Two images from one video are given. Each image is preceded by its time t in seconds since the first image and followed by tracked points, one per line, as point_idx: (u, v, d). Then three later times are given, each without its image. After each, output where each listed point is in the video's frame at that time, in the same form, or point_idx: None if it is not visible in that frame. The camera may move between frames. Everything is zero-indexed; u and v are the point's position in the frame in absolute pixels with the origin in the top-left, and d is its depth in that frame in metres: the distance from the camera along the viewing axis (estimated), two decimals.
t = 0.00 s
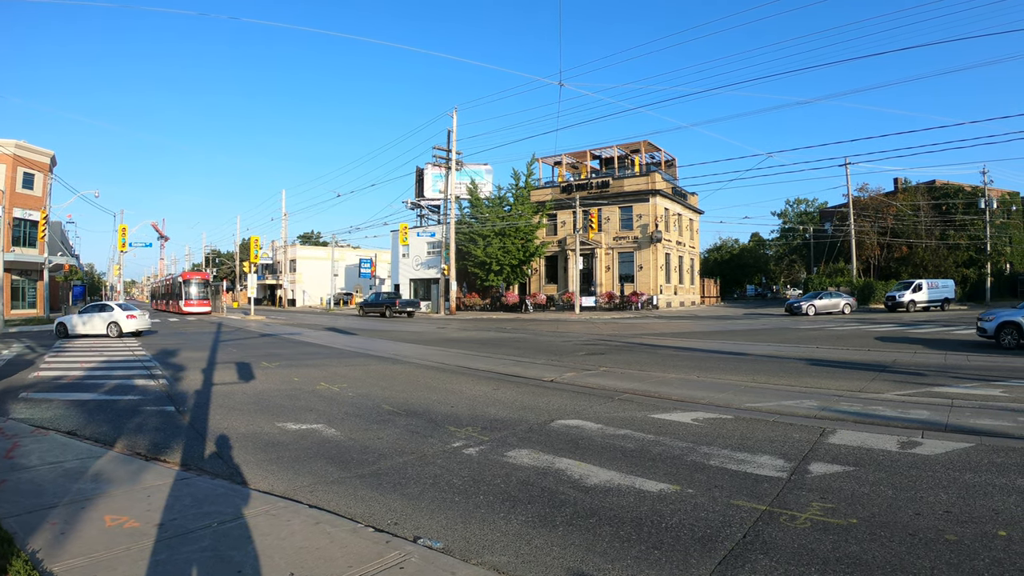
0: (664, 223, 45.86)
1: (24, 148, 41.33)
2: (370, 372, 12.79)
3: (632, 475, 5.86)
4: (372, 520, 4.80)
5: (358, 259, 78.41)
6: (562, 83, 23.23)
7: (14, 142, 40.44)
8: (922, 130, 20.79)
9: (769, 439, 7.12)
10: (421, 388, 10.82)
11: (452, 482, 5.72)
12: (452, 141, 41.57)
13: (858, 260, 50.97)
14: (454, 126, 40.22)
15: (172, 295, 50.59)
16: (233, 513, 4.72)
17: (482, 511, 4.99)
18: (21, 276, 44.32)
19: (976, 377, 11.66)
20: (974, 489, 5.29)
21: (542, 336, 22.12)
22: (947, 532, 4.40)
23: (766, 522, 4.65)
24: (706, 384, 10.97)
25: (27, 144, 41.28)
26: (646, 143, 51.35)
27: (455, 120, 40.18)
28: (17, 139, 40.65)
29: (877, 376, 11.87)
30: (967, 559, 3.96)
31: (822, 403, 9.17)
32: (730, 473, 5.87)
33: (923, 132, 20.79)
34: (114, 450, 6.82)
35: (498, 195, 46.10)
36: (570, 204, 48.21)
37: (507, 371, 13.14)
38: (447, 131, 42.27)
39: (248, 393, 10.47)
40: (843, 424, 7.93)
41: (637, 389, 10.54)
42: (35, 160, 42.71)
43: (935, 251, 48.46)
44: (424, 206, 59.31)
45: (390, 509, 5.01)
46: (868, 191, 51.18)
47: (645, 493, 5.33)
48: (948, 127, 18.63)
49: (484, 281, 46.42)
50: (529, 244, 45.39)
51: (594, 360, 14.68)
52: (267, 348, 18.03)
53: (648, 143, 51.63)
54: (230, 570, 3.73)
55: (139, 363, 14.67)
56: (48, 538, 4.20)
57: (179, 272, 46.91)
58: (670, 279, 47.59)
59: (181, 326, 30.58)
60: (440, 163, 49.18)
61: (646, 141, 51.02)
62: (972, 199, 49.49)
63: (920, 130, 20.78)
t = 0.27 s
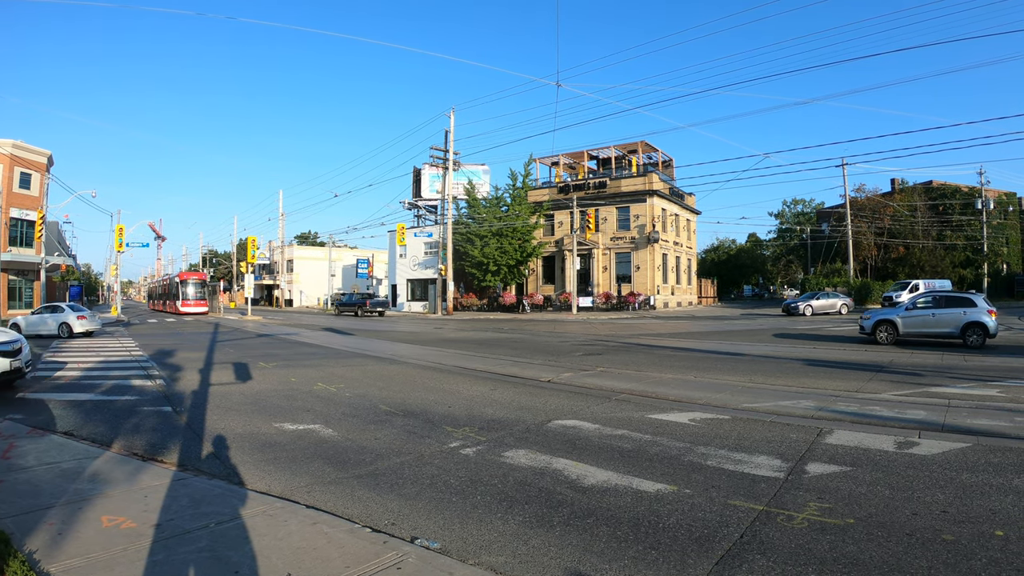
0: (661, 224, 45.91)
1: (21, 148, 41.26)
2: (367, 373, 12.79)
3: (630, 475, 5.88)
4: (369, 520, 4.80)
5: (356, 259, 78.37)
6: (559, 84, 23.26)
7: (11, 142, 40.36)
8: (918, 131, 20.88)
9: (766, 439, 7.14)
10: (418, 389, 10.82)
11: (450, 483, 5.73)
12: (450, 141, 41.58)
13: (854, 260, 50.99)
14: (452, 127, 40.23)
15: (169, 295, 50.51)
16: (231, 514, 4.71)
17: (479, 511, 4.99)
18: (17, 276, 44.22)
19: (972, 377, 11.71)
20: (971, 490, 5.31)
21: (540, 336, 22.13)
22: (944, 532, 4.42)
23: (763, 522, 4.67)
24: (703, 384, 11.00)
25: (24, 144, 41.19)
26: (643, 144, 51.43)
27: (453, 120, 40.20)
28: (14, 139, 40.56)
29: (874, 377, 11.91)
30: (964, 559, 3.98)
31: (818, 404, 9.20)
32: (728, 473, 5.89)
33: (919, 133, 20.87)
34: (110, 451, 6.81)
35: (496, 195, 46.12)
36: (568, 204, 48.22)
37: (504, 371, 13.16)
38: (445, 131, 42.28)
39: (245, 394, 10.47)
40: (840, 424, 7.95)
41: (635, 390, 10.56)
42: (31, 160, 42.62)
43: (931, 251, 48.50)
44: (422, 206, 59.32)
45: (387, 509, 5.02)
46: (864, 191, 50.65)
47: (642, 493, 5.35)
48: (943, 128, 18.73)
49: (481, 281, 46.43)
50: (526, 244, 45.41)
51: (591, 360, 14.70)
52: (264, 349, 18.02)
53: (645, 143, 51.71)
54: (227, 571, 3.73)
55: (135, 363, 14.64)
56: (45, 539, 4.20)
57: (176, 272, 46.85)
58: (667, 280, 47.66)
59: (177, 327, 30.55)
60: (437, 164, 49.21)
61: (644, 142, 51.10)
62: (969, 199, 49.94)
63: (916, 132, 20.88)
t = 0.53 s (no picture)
0: (660, 224, 45.98)
1: (19, 147, 41.20)
2: (365, 373, 12.81)
3: (627, 475, 5.89)
4: (367, 519, 4.81)
5: (354, 259, 78.40)
6: (557, 84, 23.38)
7: (9, 141, 40.29)
8: (915, 132, 20.97)
9: (764, 439, 7.16)
10: (416, 389, 10.83)
11: (448, 483, 5.73)
12: (448, 141, 41.60)
13: (853, 261, 51.32)
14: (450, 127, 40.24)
15: (167, 295, 50.47)
16: (228, 513, 4.72)
17: (477, 511, 5.00)
18: (15, 276, 44.15)
19: (971, 377, 11.74)
20: (969, 489, 5.33)
21: (538, 336, 22.18)
22: (941, 532, 4.44)
23: (761, 522, 4.68)
24: (701, 384, 11.02)
25: (22, 144, 41.14)
26: (642, 144, 51.51)
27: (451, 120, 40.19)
28: (12, 139, 40.51)
29: (872, 376, 11.93)
30: (963, 558, 3.99)
31: (816, 404, 9.22)
32: (725, 473, 5.91)
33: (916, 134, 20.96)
34: (108, 451, 6.81)
35: (494, 195, 46.12)
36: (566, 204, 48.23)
37: (502, 371, 13.17)
38: (443, 131, 42.29)
39: (243, 394, 10.46)
40: (838, 424, 7.96)
41: (632, 389, 10.59)
42: (29, 159, 42.56)
43: (930, 251, 48.40)
44: (420, 207, 59.34)
45: (385, 509, 5.02)
46: (863, 192, 50.84)
47: (640, 493, 5.36)
48: (942, 128, 18.79)
49: (479, 281, 46.43)
50: (524, 244, 45.42)
51: (590, 360, 14.73)
52: (262, 349, 18.02)
53: (644, 143, 51.80)
54: (225, 570, 3.74)
55: (133, 363, 14.64)
56: (43, 538, 4.20)
57: (174, 272, 46.81)
58: (665, 280, 47.72)
59: (176, 326, 30.53)
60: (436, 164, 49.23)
61: (642, 142, 51.17)
62: (968, 200, 49.97)
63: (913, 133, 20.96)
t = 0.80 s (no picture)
0: (658, 224, 46.03)
1: (17, 147, 41.14)
2: (364, 372, 12.81)
3: (626, 475, 5.89)
4: (365, 520, 4.81)
5: (353, 259, 78.39)
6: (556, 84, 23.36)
7: (7, 140, 40.24)
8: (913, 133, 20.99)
9: (762, 439, 7.17)
10: (415, 388, 10.84)
11: (446, 483, 5.74)
12: (447, 141, 41.60)
13: (852, 261, 51.51)
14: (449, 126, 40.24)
15: (165, 295, 50.42)
16: (227, 513, 4.71)
17: (475, 511, 5.01)
18: (13, 276, 44.06)
19: (969, 378, 11.76)
20: (967, 489, 5.35)
21: (537, 336, 22.19)
22: (940, 532, 4.45)
23: (759, 522, 4.69)
24: (699, 384, 11.03)
25: (20, 143, 41.09)
26: (640, 144, 51.54)
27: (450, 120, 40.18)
28: (11, 138, 40.42)
29: (870, 377, 11.95)
30: (961, 558, 4.01)
31: (815, 404, 9.23)
32: (724, 473, 5.91)
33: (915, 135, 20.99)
34: (106, 451, 6.81)
35: (492, 195, 46.12)
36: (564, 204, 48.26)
37: (501, 371, 13.18)
38: (442, 131, 42.31)
39: (241, 393, 10.47)
40: (836, 424, 7.98)
41: (631, 389, 10.60)
42: (27, 159, 42.50)
43: (928, 251, 48.42)
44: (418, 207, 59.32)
45: (383, 509, 5.03)
46: (862, 192, 51.24)
47: (638, 493, 5.37)
48: (941, 129, 18.82)
49: (477, 281, 46.45)
50: (523, 244, 45.44)
51: (588, 360, 14.73)
52: (261, 349, 18.02)
53: (642, 143, 51.84)
54: (223, 571, 3.73)
55: (132, 363, 14.59)
56: (41, 538, 4.19)
57: (173, 272, 46.79)
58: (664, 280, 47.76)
59: (174, 326, 30.48)
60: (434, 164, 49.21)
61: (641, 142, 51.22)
62: (966, 200, 49.99)
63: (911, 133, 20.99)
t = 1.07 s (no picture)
0: (657, 224, 46.05)
1: (16, 146, 41.07)
2: (362, 372, 12.81)
3: (624, 475, 5.90)
4: (363, 519, 4.80)
5: (351, 258, 78.35)
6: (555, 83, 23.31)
7: (5, 140, 40.17)
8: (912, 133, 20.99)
9: (761, 439, 7.17)
10: (414, 388, 10.83)
11: (444, 482, 5.73)
12: (445, 141, 41.56)
13: (850, 261, 51.56)
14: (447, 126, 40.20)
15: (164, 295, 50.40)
16: (225, 513, 4.71)
17: (473, 511, 5.01)
18: (12, 275, 43.99)
19: (967, 378, 11.77)
20: (966, 489, 5.35)
21: (536, 336, 22.19)
22: (940, 532, 4.45)
23: (758, 521, 4.70)
24: (698, 384, 11.03)
25: (18, 143, 41.01)
26: (639, 144, 51.55)
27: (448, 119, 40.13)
28: (9, 137, 40.35)
29: (868, 377, 11.96)
30: (958, 558, 4.02)
31: (813, 404, 9.23)
32: (722, 473, 5.91)
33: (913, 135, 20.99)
34: (105, 451, 6.79)
35: (491, 195, 46.08)
36: (563, 204, 48.27)
37: (500, 370, 13.18)
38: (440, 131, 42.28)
39: (240, 393, 10.46)
40: (835, 424, 7.98)
41: (630, 389, 10.60)
42: (26, 158, 42.43)
43: (927, 252, 48.59)
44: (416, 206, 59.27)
45: (381, 509, 5.02)
46: (860, 192, 51.24)
47: (637, 493, 5.37)
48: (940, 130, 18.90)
49: (476, 281, 46.45)
50: (521, 243, 45.44)
51: (587, 360, 14.72)
52: (260, 348, 18.00)
53: (641, 143, 51.82)
54: (221, 570, 3.74)
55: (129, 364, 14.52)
56: (39, 538, 4.19)
57: (171, 272, 46.74)
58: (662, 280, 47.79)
59: (173, 326, 30.43)
60: (433, 164, 49.15)
61: (639, 142, 51.21)
62: (964, 200, 49.95)
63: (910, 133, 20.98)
